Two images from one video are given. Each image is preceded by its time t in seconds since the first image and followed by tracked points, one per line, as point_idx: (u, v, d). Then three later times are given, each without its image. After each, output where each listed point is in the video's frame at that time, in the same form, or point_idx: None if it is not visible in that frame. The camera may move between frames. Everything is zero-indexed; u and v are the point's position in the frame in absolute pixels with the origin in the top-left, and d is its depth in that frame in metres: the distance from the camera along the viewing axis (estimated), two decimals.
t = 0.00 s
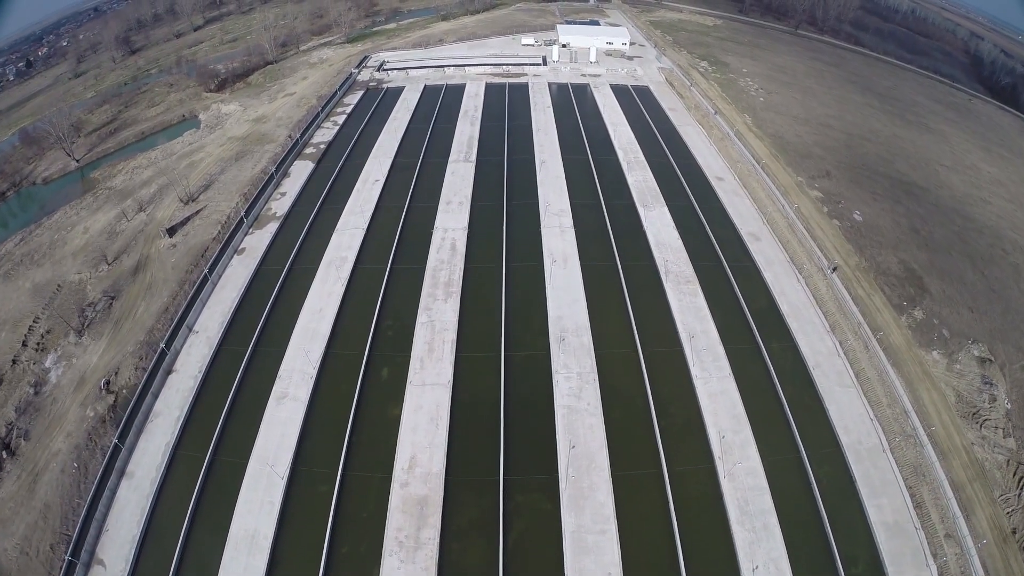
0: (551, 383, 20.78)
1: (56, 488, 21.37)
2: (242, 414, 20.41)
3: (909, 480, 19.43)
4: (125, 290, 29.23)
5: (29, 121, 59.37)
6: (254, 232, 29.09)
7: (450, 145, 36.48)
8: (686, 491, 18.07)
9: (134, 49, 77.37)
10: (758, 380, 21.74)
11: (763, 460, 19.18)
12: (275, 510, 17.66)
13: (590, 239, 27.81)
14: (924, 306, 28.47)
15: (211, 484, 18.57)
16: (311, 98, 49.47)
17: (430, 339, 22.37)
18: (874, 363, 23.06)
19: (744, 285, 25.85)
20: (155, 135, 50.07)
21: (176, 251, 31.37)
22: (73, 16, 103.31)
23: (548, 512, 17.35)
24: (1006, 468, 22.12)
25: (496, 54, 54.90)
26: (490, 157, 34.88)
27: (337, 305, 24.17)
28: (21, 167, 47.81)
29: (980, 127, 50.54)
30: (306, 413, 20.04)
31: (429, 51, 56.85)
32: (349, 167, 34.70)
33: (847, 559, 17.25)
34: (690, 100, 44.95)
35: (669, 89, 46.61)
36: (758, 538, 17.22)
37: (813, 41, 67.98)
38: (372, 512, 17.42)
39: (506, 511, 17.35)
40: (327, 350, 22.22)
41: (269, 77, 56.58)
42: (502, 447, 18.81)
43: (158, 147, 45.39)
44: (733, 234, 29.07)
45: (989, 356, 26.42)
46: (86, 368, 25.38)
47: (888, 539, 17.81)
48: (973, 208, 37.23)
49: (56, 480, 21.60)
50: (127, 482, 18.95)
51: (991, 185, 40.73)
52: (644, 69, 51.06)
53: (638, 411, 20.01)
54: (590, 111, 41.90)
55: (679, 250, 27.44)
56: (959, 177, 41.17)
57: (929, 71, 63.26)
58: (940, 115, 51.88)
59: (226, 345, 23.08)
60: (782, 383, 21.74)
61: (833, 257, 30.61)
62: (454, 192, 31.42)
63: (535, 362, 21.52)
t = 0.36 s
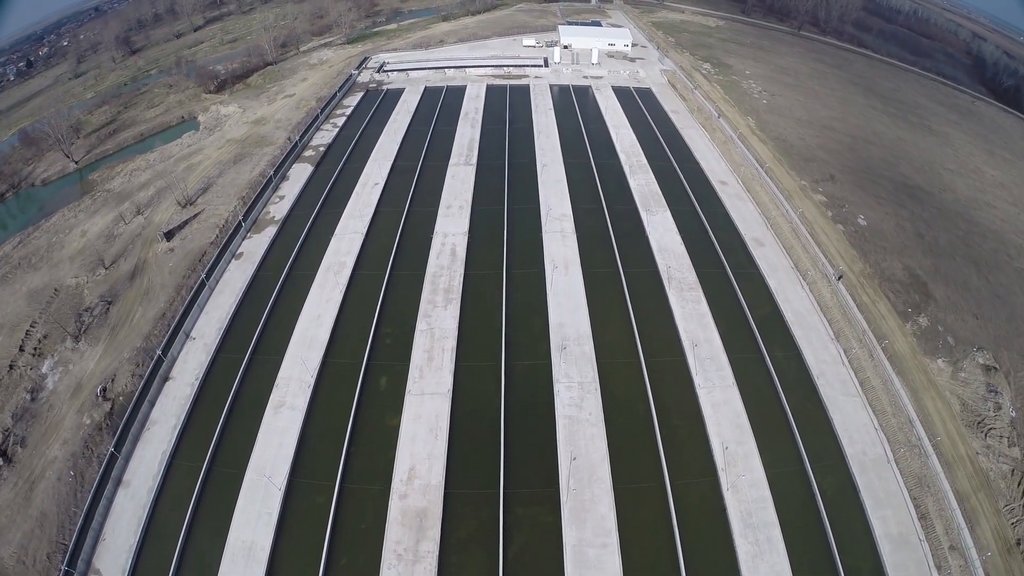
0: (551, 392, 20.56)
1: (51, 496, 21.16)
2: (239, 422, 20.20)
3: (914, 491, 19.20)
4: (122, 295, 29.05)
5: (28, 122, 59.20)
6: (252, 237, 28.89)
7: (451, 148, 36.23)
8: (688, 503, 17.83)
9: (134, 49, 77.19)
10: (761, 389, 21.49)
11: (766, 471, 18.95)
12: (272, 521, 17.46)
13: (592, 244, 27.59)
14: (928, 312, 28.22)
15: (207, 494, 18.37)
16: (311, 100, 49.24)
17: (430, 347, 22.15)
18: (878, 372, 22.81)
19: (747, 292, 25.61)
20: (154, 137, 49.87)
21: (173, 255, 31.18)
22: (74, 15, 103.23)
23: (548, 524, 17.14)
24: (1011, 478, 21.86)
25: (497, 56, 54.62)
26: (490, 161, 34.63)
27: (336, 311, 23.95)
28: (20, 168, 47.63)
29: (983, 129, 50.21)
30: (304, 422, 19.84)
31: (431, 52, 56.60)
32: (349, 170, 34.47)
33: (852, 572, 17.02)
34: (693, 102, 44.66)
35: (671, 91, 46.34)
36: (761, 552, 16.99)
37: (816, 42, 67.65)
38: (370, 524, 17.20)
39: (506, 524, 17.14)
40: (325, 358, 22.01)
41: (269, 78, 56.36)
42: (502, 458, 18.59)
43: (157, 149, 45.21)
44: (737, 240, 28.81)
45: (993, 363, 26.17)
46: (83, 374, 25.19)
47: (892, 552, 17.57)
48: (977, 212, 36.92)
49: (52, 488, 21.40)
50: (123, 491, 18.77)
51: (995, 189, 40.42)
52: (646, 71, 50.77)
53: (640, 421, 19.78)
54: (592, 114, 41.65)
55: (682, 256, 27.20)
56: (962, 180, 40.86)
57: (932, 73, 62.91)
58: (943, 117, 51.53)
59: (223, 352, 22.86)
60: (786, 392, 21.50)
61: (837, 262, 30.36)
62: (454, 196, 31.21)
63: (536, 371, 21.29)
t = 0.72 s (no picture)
0: (553, 402, 20.35)
1: (48, 504, 21.01)
2: (236, 431, 20.02)
3: (919, 504, 18.94)
4: (120, 299, 28.90)
5: (30, 122, 59.11)
6: (251, 241, 28.73)
7: (453, 151, 36.00)
8: (691, 516, 17.61)
9: (136, 49, 77.10)
10: (766, 399, 21.25)
11: (771, 484, 18.72)
12: (269, 532, 17.27)
13: (594, 250, 27.36)
14: (934, 320, 27.93)
15: (204, 504, 18.19)
16: (312, 101, 49.07)
17: (430, 356, 21.95)
18: (884, 382, 22.55)
19: (751, 299, 25.35)
20: (155, 138, 49.74)
21: (171, 259, 31.02)
22: (77, 15, 103.29)
23: (548, 538, 16.94)
24: (1018, 490, 21.57)
25: (500, 57, 54.38)
26: (492, 164, 34.41)
27: (335, 318, 23.76)
28: (20, 168, 47.52)
29: (989, 133, 49.82)
30: (302, 431, 19.65)
31: (433, 53, 56.37)
32: (349, 173, 34.28)
33: None
34: (697, 104, 44.38)
35: (675, 93, 46.09)
36: (766, 567, 16.75)
37: (820, 44, 67.28)
38: (369, 537, 17.00)
39: (506, 537, 16.95)
40: (324, 365, 21.82)
41: (270, 78, 56.18)
42: (502, 470, 18.39)
43: (157, 150, 45.07)
44: (741, 246, 28.55)
45: (1000, 372, 25.87)
46: (80, 380, 25.04)
47: (898, 566, 17.32)
48: (984, 218, 36.58)
49: (49, 495, 21.26)
50: (120, 500, 18.61)
51: (1001, 193, 40.07)
52: (649, 73, 50.49)
53: (643, 433, 19.57)
54: (595, 117, 41.39)
55: (686, 263, 26.96)
56: (968, 185, 40.52)
57: (936, 75, 62.50)
58: (949, 121, 51.13)
59: (221, 358, 22.69)
60: (791, 403, 21.27)
61: (842, 269, 30.08)
62: (455, 201, 31.00)
63: (537, 380, 21.09)
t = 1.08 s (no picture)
0: (555, 412, 20.13)
1: (44, 512, 20.82)
2: (234, 440, 19.80)
3: (925, 517, 18.69)
4: (118, 303, 28.73)
5: (30, 121, 58.99)
6: (250, 244, 28.54)
7: (455, 154, 35.76)
8: (694, 530, 17.37)
9: (137, 49, 76.99)
10: (771, 410, 21.00)
11: (775, 497, 18.47)
12: (266, 544, 17.05)
13: (596, 256, 27.10)
14: (941, 328, 27.64)
15: (201, 514, 17.99)
16: (313, 102, 48.86)
17: (430, 364, 21.74)
18: (890, 392, 22.27)
19: (756, 307, 25.09)
20: (155, 139, 49.59)
21: (170, 263, 30.84)
22: (79, 14, 103.15)
23: (549, 552, 16.71)
24: None
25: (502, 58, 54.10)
26: (494, 168, 34.17)
27: (334, 325, 23.55)
28: (21, 169, 47.40)
29: (994, 136, 49.43)
30: (301, 441, 19.44)
31: (436, 54, 56.11)
32: (350, 175, 34.08)
33: None
34: (701, 107, 44.09)
35: (678, 95, 45.79)
36: None
37: (824, 46, 66.90)
38: (367, 549, 16.78)
39: (506, 550, 16.73)
40: (322, 373, 21.60)
41: (271, 79, 55.97)
42: (503, 482, 18.17)
43: (157, 152, 44.91)
44: (746, 252, 28.27)
45: (1006, 382, 25.56)
46: (77, 385, 24.86)
47: None
48: (990, 223, 36.23)
49: (46, 503, 21.08)
50: (117, 509, 18.42)
51: (1007, 198, 39.71)
52: (653, 75, 50.17)
53: (646, 444, 19.35)
54: (598, 119, 41.10)
55: (690, 269, 26.70)
56: (973, 189, 40.16)
57: (941, 78, 62.08)
58: (954, 124, 50.75)
59: (220, 364, 22.49)
60: (796, 413, 21.01)
61: (848, 276, 29.79)
62: (456, 204, 30.80)
63: (539, 389, 20.87)
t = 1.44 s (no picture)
0: (556, 422, 19.92)
1: (40, 520, 20.64)
2: (231, 448, 19.62)
3: (931, 529, 18.43)
4: (116, 308, 28.56)
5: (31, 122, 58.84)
6: (249, 248, 28.33)
7: (455, 157, 35.53)
8: (696, 543, 17.15)
9: (138, 49, 76.79)
10: (774, 419, 20.76)
11: (779, 509, 18.22)
12: (264, 555, 16.86)
13: (598, 262, 26.86)
14: (946, 336, 27.35)
15: (198, 524, 17.80)
16: (312, 104, 48.62)
17: (429, 372, 21.53)
18: (895, 401, 22.02)
19: (760, 314, 24.83)
20: (155, 140, 49.43)
21: (167, 267, 30.67)
22: (81, 13, 103.00)
23: (549, 565, 16.50)
24: None
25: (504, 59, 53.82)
26: (495, 171, 33.94)
27: (333, 331, 23.35)
28: (20, 170, 47.25)
29: (999, 139, 49.03)
30: (299, 451, 19.24)
31: (438, 55, 55.82)
32: (350, 178, 33.83)
33: None
34: (704, 109, 43.80)
35: (681, 97, 45.50)
36: None
37: (827, 47, 66.50)
38: (365, 562, 16.57)
39: (506, 564, 16.51)
40: (320, 382, 21.39)
41: (271, 80, 55.74)
42: (503, 493, 17.96)
43: (156, 153, 44.72)
44: (751, 258, 27.98)
45: (1012, 390, 25.25)
46: (74, 392, 24.70)
47: None
48: (996, 228, 35.88)
49: (42, 511, 20.91)
50: (113, 518, 18.24)
51: (1012, 202, 39.36)
52: (656, 77, 49.86)
53: (648, 454, 19.13)
54: (600, 121, 40.84)
55: (694, 275, 26.45)
56: (978, 193, 39.80)
57: (945, 79, 61.68)
58: (958, 126, 50.34)
59: (217, 371, 22.29)
60: (801, 423, 20.75)
61: (853, 282, 29.51)
62: (457, 208, 30.57)
63: (540, 399, 20.65)
